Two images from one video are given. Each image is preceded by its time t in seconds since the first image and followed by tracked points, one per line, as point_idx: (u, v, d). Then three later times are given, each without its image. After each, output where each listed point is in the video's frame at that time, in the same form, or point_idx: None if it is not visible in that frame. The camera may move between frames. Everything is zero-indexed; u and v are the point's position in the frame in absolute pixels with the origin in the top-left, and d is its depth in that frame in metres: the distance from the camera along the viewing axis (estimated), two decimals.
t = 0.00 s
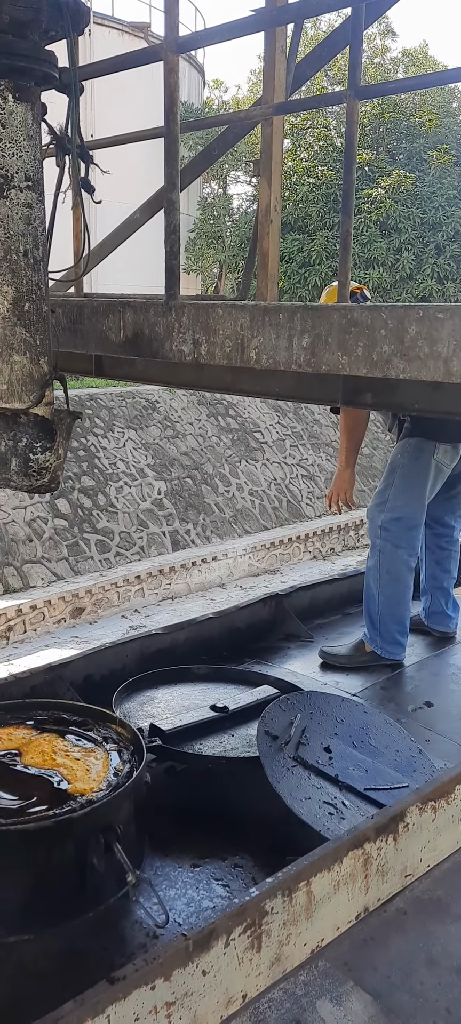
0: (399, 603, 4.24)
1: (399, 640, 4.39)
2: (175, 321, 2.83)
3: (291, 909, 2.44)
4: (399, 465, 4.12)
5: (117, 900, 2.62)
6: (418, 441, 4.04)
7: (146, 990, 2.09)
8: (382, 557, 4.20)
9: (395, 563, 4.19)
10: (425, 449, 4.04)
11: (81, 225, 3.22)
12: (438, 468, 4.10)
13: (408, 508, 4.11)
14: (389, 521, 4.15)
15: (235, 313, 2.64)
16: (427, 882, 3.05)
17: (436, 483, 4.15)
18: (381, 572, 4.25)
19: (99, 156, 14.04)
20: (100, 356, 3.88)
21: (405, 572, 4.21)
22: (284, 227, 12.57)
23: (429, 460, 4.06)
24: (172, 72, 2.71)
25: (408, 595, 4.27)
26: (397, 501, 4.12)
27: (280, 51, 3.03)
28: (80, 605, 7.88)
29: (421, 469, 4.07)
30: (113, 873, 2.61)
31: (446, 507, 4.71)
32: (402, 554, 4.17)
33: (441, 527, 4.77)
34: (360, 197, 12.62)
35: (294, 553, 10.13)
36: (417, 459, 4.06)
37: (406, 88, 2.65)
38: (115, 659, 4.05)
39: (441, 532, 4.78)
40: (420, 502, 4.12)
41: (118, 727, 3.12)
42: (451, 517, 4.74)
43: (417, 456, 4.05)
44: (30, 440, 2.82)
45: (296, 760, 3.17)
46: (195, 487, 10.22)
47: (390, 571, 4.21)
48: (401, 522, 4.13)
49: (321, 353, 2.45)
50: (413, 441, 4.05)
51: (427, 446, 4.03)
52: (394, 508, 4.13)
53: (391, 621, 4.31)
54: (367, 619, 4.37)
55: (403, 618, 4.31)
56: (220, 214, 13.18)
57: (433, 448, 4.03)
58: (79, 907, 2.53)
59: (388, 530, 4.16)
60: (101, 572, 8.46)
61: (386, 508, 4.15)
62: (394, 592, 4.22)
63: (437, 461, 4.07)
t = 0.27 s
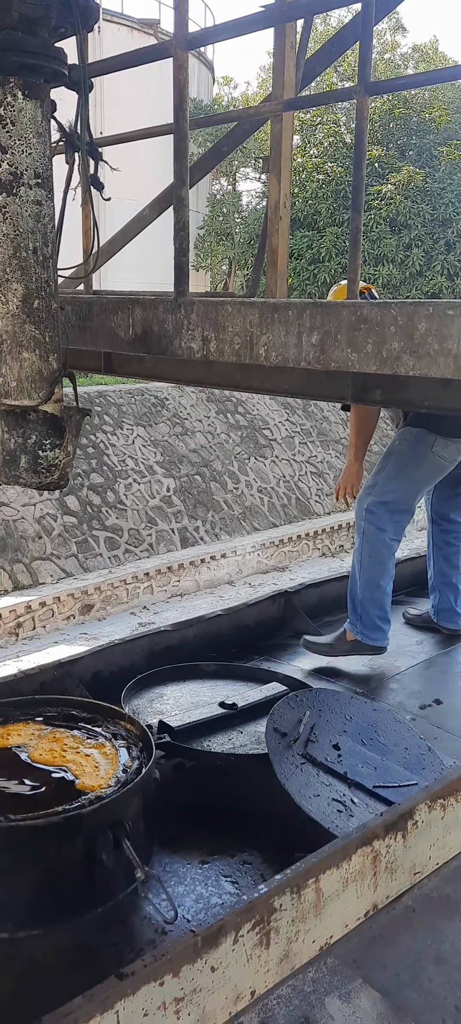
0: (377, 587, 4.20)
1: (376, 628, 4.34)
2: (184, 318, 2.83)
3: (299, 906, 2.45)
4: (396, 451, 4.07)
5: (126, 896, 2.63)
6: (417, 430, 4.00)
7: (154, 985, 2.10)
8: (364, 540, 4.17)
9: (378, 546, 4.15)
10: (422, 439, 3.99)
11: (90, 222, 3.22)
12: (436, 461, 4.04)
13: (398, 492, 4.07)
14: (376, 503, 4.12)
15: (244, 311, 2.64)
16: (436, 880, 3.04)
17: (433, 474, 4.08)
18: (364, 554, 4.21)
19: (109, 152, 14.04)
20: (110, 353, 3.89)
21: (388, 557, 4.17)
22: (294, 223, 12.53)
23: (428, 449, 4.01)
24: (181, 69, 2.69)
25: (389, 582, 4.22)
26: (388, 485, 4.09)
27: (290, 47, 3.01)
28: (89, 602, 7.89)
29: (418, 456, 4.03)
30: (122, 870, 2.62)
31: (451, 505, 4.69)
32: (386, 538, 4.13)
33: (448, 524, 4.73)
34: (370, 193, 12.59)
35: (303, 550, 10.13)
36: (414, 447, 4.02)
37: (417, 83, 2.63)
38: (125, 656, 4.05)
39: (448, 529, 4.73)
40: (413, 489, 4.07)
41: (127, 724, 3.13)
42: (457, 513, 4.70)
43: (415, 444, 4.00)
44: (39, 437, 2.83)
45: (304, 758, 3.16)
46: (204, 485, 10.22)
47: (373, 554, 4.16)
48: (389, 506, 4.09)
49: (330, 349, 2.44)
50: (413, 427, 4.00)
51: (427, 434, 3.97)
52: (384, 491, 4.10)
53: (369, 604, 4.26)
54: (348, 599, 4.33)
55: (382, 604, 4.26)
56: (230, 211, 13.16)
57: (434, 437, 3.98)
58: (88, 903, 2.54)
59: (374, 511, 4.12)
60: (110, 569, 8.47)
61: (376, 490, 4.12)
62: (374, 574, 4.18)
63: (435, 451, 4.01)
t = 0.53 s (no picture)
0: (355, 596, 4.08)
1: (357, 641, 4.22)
2: (193, 316, 2.82)
3: (307, 903, 2.45)
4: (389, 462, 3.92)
5: (134, 893, 2.63)
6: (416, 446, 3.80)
7: (162, 983, 2.11)
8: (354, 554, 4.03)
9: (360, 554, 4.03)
10: (421, 455, 3.80)
11: (99, 220, 3.22)
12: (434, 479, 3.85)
13: (386, 503, 3.92)
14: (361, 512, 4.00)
15: (253, 308, 2.63)
16: (445, 879, 3.03)
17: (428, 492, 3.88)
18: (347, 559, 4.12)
19: (117, 150, 14.05)
20: (118, 351, 3.89)
21: (369, 568, 4.03)
22: (302, 220, 12.50)
23: (422, 466, 3.82)
24: (190, 65, 2.68)
25: (370, 595, 4.09)
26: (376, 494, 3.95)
27: (299, 44, 3.00)
28: (98, 599, 7.91)
29: (411, 470, 3.84)
30: (130, 866, 2.62)
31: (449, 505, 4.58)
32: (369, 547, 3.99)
33: (446, 523, 4.63)
34: (379, 189, 12.55)
35: (311, 547, 10.12)
36: (413, 464, 3.83)
37: (427, 79, 2.62)
38: (133, 653, 4.06)
39: (446, 528, 4.63)
40: (403, 502, 3.90)
41: (135, 722, 3.13)
42: (454, 513, 4.59)
43: (411, 456, 3.82)
44: (48, 435, 2.83)
45: (313, 755, 3.16)
46: (212, 482, 10.22)
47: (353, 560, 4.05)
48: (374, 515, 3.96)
49: (339, 346, 2.43)
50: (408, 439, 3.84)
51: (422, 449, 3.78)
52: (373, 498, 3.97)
53: (346, 614, 4.13)
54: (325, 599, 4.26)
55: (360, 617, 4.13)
56: (239, 208, 13.13)
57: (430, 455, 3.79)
58: (96, 900, 2.55)
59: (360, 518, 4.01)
60: (119, 567, 8.49)
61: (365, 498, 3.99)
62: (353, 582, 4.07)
63: (431, 468, 3.82)
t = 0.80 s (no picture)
0: (351, 597, 3.98)
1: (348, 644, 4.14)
2: (207, 312, 2.82)
3: (321, 901, 2.46)
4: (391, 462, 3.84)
5: (148, 889, 2.64)
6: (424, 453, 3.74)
7: (176, 978, 2.12)
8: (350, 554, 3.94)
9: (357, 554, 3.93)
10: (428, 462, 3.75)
11: (114, 217, 3.22)
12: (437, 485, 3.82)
13: (387, 503, 3.84)
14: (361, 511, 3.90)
15: (267, 304, 2.62)
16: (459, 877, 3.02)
17: (432, 493, 3.85)
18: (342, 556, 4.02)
19: (132, 147, 14.06)
20: (133, 348, 3.90)
21: (366, 568, 3.95)
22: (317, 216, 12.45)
23: (429, 468, 3.76)
24: (205, 61, 2.67)
25: (366, 596, 4.01)
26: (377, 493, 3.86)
27: (314, 38, 2.98)
28: (112, 596, 7.93)
29: (417, 471, 3.78)
30: (145, 862, 2.63)
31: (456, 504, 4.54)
32: (368, 547, 3.91)
33: (454, 519, 4.59)
34: (395, 185, 12.48)
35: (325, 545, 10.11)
36: (418, 469, 3.77)
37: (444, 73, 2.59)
38: (147, 649, 4.07)
39: (455, 525, 4.60)
40: (403, 506, 3.85)
41: (149, 718, 3.14)
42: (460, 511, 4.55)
43: (417, 462, 3.76)
44: (63, 431, 2.84)
45: (327, 753, 3.15)
46: (226, 479, 10.22)
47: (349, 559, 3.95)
48: (374, 514, 3.87)
49: (354, 342, 2.43)
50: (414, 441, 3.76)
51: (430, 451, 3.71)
52: (370, 499, 3.88)
53: (339, 615, 4.04)
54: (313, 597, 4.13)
55: (354, 618, 4.03)
56: (253, 205, 13.11)
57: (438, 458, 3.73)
58: (110, 895, 2.56)
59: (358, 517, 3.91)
60: (133, 563, 8.51)
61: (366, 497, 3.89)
62: (348, 583, 3.97)
63: (437, 471, 3.77)
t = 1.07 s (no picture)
0: (358, 598, 3.95)
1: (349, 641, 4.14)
2: (219, 308, 2.81)
3: (332, 897, 2.46)
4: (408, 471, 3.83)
5: (159, 884, 2.65)
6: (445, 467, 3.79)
7: (187, 974, 2.13)
8: (361, 557, 3.88)
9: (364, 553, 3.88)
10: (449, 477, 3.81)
11: (125, 213, 3.21)
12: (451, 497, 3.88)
13: (402, 510, 3.83)
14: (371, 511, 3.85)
15: (279, 301, 2.62)
16: None
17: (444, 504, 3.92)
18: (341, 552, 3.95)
19: (144, 143, 14.07)
20: (145, 344, 3.91)
21: (372, 568, 3.91)
22: (329, 212, 12.41)
23: (452, 481, 3.83)
24: (217, 56, 2.66)
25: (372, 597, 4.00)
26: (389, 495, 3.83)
27: (326, 33, 2.97)
28: (123, 592, 7.95)
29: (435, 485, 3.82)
30: (155, 857, 2.64)
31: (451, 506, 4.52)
32: (374, 546, 3.87)
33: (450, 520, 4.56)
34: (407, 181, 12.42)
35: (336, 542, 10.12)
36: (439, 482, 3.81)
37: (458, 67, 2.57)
38: (158, 646, 4.07)
39: (451, 525, 4.58)
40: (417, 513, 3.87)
41: (160, 714, 3.14)
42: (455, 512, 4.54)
43: (437, 475, 3.80)
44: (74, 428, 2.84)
45: (338, 750, 3.15)
46: (237, 476, 10.23)
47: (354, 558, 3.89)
48: (385, 514, 3.84)
49: (365, 339, 2.42)
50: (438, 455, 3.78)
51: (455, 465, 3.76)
52: (384, 503, 3.84)
53: (344, 616, 4.01)
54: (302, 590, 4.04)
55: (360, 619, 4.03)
56: (265, 201, 13.07)
57: None
58: (121, 891, 2.57)
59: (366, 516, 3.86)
60: (144, 560, 8.53)
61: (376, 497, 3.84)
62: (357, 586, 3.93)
63: (457, 484, 3.84)
